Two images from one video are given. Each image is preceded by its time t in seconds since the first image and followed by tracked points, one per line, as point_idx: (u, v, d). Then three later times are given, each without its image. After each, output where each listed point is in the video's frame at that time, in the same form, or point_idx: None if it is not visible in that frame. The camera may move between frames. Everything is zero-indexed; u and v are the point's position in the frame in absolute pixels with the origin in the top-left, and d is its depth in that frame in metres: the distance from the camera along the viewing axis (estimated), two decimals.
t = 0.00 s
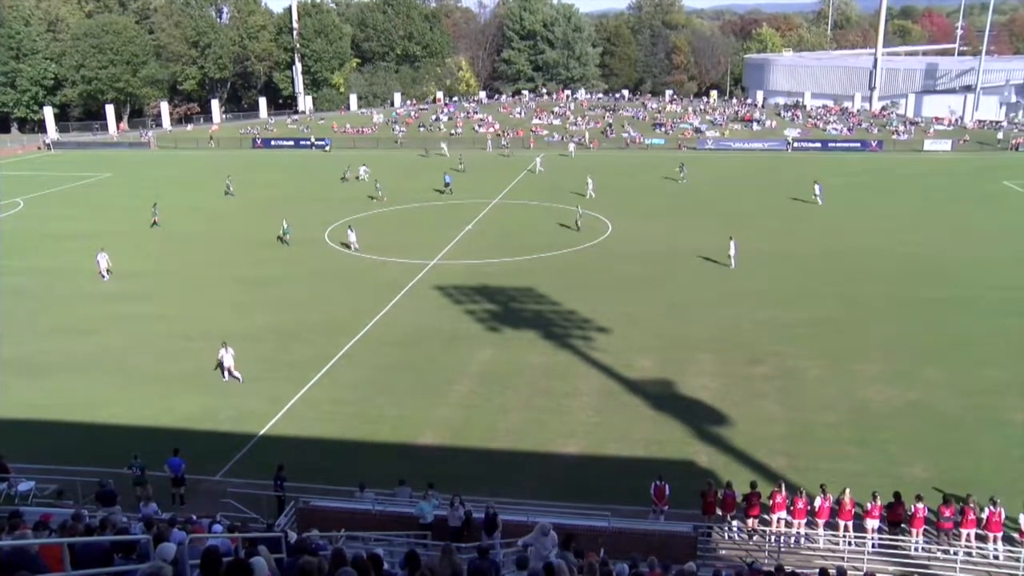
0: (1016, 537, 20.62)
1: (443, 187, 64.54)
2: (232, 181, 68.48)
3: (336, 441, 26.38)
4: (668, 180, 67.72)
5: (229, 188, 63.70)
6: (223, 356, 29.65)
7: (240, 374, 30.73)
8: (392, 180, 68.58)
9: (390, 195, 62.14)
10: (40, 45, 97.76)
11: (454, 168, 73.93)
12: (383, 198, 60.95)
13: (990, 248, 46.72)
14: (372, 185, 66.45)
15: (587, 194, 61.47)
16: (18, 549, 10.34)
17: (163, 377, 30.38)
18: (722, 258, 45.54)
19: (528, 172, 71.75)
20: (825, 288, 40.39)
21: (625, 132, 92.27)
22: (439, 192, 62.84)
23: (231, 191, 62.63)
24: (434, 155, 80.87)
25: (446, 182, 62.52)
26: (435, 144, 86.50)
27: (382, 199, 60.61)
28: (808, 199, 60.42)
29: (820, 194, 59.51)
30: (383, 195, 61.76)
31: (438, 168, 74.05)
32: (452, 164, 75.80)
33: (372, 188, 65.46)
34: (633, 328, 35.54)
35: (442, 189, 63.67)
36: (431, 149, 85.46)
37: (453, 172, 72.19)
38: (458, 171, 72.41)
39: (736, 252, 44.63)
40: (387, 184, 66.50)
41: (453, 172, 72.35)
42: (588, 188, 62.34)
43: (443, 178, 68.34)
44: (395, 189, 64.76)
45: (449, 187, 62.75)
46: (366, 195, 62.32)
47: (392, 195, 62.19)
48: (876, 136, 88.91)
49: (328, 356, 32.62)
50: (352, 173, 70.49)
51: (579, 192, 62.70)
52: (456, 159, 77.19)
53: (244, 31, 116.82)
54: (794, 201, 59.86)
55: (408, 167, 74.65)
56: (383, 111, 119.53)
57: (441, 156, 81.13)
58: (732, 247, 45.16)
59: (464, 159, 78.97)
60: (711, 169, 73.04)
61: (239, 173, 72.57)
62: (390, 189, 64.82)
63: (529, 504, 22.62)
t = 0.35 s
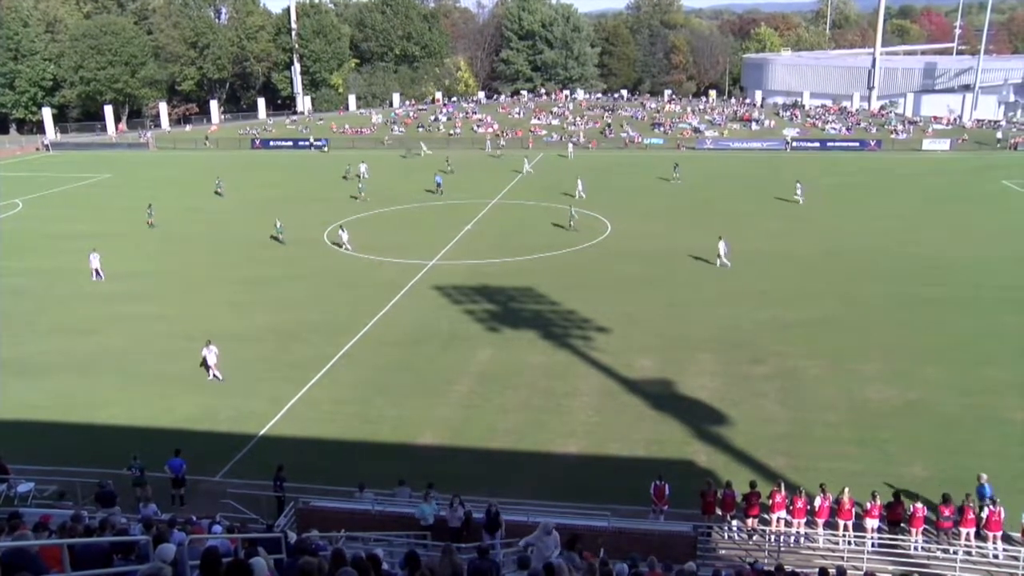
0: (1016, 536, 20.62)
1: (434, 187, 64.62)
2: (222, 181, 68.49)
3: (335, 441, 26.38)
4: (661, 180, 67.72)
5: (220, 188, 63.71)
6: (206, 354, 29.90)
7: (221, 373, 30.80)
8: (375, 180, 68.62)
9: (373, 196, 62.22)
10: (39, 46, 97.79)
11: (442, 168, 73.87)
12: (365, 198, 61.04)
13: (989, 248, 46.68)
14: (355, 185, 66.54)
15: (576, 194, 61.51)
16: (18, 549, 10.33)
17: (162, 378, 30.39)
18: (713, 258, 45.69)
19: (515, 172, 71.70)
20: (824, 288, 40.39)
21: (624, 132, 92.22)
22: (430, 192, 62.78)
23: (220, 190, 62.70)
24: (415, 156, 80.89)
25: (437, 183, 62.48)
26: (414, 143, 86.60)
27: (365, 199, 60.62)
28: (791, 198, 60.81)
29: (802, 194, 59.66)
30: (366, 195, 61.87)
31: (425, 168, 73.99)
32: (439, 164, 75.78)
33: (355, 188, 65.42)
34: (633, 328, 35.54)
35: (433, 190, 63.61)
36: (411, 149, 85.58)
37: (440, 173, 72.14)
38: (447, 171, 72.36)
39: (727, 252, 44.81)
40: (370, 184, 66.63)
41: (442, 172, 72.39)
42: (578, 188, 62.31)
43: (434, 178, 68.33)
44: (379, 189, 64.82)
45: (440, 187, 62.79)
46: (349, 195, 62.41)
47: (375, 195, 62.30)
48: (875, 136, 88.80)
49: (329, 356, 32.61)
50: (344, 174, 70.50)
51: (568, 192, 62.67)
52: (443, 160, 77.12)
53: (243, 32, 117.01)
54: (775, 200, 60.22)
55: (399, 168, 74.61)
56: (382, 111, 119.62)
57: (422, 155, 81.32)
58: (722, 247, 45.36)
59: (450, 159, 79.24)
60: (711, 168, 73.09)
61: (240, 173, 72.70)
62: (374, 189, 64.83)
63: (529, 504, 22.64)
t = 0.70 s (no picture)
0: (1017, 537, 20.60)
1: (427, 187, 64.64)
2: (212, 181, 68.45)
3: (336, 441, 26.38)
4: (656, 180, 67.70)
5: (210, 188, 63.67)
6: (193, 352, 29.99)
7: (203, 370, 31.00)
8: (355, 180, 68.66)
9: (357, 196, 62.27)
10: (40, 46, 97.78)
11: (429, 168, 73.82)
12: (349, 198, 61.06)
13: (990, 247, 46.64)
14: (337, 185, 66.58)
15: (566, 195, 61.23)
16: (19, 550, 10.34)
17: (163, 378, 30.38)
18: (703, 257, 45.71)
19: (502, 172, 71.68)
20: (825, 288, 40.37)
21: (625, 132, 92.16)
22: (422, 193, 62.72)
23: (209, 190, 62.70)
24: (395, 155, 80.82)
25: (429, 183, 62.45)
26: (394, 143, 86.80)
27: (347, 199, 60.56)
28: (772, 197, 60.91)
29: (784, 192, 59.66)
30: (350, 195, 61.90)
31: (413, 168, 73.90)
32: (428, 164, 75.84)
33: (337, 188, 65.34)
34: (633, 327, 35.53)
35: (426, 189, 63.56)
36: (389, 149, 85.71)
37: (427, 173, 72.11)
38: (436, 171, 72.34)
39: (717, 252, 44.96)
40: (352, 184, 66.68)
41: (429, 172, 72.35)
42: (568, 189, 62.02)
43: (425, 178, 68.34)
44: (362, 189, 64.84)
45: (432, 187, 62.71)
46: (333, 195, 62.41)
47: (358, 195, 62.38)
48: (876, 136, 88.71)
49: (330, 356, 32.60)
50: (336, 174, 70.53)
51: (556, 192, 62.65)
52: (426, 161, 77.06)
53: (244, 32, 116.67)
54: (757, 198, 60.23)
55: (388, 168, 74.70)
56: (383, 111, 119.69)
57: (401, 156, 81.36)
58: (711, 244, 45.47)
59: (436, 158, 79.37)
60: (712, 168, 73.09)
61: (241, 173, 72.78)
62: (355, 189, 64.82)
63: (529, 504, 22.64)
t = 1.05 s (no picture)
0: (1017, 537, 20.60)
1: (417, 187, 64.74)
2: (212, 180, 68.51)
3: (336, 441, 26.39)
4: (648, 180, 67.78)
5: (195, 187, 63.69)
6: (173, 350, 29.94)
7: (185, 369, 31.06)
8: (338, 181, 68.78)
9: (340, 197, 62.38)
10: (39, 46, 97.73)
11: (414, 169, 73.94)
12: (332, 198, 61.10)
13: (989, 247, 46.66)
14: (320, 185, 66.75)
15: (554, 196, 60.67)
16: (19, 550, 10.36)
17: (162, 378, 30.37)
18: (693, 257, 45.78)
19: (490, 172, 71.80)
20: (825, 288, 40.40)
21: (624, 132, 92.25)
22: (411, 193, 62.77)
23: (195, 190, 62.76)
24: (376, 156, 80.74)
25: (419, 183, 62.54)
26: (370, 144, 87.00)
27: (330, 199, 60.59)
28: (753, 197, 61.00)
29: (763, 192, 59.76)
30: (332, 194, 61.96)
31: (399, 169, 73.96)
32: (413, 165, 76.05)
33: (319, 188, 65.44)
34: (633, 327, 35.53)
35: (415, 190, 63.62)
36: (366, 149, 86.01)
37: (412, 173, 72.22)
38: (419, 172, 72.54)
39: (706, 252, 45.01)
40: (335, 185, 66.79)
41: (415, 172, 72.50)
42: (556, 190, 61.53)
43: (414, 178, 68.48)
44: (345, 189, 64.95)
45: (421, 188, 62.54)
46: (316, 195, 62.51)
47: (341, 195, 62.50)
48: (875, 136, 88.76)
49: (329, 356, 32.61)
50: (323, 175, 70.65)
51: (546, 192, 62.72)
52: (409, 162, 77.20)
53: (243, 32, 116.56)
54: (738, 198, 60.33)
55: (378, 168, 74.79)
56: (382, 111, 119.78)
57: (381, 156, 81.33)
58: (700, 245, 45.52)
59: (423, 159, 79.45)
60: (713, 168, 73.20)
61: (242, 172, 72.88)
62: (340, 189, 64.88)
63: (529, 504, 22.65)
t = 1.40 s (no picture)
0: (1017, 537, 20.61)
1: (407, 188, 64.82)
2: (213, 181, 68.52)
3: (336, 441, 26.38)
4: (643, 180, 67.83)
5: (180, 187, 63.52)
6: (156, 350, 30.06)
7: (171, 368, 31.12)
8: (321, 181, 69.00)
9: (324, 196, 62.60)
10: (39, 46, 97.75)
11: (399, 168, 74.05)
12: (316, 198, 61.34)
13: (989, 247, 46.68)
14: (304, 185, 66.91)
15: (541, 198, 60.41)
16: (19, 550, 10.37)
17: (162, 378, 30.36)
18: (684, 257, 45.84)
19: (480, 172, 71.84)
20: (826, 288, 40.40)
21: (625, 132, 92.31)
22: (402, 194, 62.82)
23: (181, 190, 62.75)
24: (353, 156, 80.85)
25: (408, 183, 62.55)
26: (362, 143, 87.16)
27: (314, 199, 60.74)
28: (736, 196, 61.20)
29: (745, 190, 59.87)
30: (317, 195, 62.11)
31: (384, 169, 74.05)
32: (398, 165, 76.24)
33: (303, 189, 65.54)
34: (633, 328, 35.56)
35: (405, 190, 63.66)
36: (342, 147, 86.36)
37: (398, 172, 72.35)
38: (405, 172, 72.63)
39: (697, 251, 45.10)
40: (320, 185, 66.90)
41: (401, 172, 72.63)
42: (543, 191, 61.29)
43: (403, 179, 68.55)
44: (328, 189, 65.09)
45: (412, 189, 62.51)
46: (299, 195, 62.65)
47: (326, 195, 62.68)
48: (875, 136, 88.81)
49: (329, 356, 32.59)
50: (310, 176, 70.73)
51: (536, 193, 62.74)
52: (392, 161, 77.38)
53: (243, 32, 116.69)
54: (721, 198, 60.54)
55: (369, 168, 74.87)
56: (382, 111, 119.85)
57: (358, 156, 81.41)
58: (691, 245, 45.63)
59: (410, 159, 79.59)
60: (712, 168, 73.27)
61: (241, 172, 72.88)
62: (325, 190, 64.95)
63: (529, 504, 22.66)
